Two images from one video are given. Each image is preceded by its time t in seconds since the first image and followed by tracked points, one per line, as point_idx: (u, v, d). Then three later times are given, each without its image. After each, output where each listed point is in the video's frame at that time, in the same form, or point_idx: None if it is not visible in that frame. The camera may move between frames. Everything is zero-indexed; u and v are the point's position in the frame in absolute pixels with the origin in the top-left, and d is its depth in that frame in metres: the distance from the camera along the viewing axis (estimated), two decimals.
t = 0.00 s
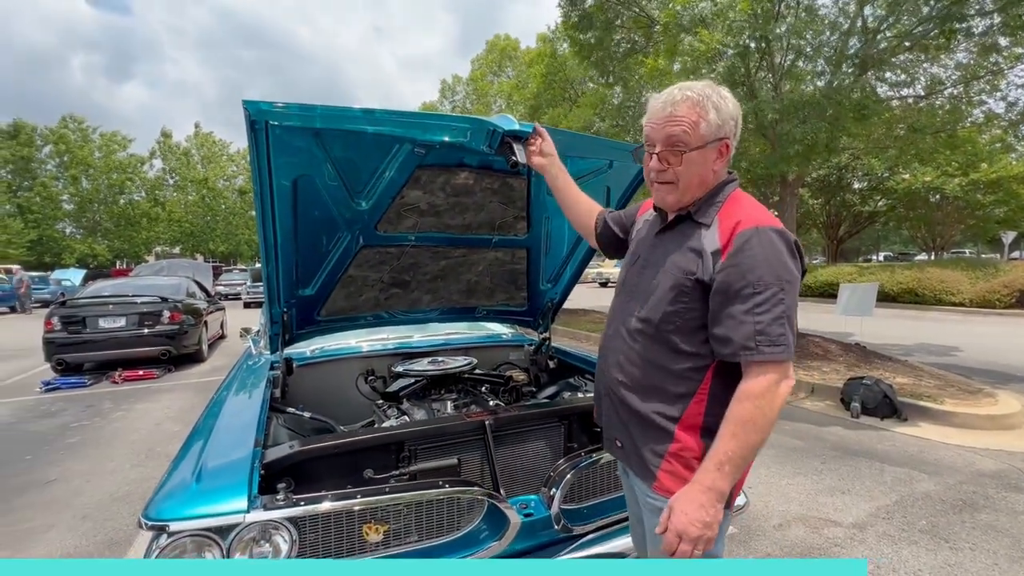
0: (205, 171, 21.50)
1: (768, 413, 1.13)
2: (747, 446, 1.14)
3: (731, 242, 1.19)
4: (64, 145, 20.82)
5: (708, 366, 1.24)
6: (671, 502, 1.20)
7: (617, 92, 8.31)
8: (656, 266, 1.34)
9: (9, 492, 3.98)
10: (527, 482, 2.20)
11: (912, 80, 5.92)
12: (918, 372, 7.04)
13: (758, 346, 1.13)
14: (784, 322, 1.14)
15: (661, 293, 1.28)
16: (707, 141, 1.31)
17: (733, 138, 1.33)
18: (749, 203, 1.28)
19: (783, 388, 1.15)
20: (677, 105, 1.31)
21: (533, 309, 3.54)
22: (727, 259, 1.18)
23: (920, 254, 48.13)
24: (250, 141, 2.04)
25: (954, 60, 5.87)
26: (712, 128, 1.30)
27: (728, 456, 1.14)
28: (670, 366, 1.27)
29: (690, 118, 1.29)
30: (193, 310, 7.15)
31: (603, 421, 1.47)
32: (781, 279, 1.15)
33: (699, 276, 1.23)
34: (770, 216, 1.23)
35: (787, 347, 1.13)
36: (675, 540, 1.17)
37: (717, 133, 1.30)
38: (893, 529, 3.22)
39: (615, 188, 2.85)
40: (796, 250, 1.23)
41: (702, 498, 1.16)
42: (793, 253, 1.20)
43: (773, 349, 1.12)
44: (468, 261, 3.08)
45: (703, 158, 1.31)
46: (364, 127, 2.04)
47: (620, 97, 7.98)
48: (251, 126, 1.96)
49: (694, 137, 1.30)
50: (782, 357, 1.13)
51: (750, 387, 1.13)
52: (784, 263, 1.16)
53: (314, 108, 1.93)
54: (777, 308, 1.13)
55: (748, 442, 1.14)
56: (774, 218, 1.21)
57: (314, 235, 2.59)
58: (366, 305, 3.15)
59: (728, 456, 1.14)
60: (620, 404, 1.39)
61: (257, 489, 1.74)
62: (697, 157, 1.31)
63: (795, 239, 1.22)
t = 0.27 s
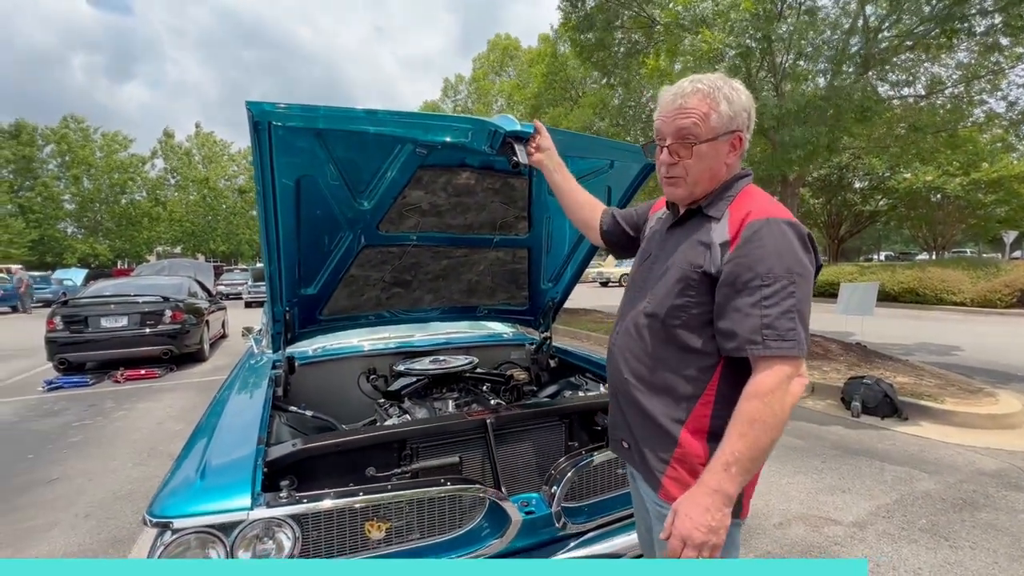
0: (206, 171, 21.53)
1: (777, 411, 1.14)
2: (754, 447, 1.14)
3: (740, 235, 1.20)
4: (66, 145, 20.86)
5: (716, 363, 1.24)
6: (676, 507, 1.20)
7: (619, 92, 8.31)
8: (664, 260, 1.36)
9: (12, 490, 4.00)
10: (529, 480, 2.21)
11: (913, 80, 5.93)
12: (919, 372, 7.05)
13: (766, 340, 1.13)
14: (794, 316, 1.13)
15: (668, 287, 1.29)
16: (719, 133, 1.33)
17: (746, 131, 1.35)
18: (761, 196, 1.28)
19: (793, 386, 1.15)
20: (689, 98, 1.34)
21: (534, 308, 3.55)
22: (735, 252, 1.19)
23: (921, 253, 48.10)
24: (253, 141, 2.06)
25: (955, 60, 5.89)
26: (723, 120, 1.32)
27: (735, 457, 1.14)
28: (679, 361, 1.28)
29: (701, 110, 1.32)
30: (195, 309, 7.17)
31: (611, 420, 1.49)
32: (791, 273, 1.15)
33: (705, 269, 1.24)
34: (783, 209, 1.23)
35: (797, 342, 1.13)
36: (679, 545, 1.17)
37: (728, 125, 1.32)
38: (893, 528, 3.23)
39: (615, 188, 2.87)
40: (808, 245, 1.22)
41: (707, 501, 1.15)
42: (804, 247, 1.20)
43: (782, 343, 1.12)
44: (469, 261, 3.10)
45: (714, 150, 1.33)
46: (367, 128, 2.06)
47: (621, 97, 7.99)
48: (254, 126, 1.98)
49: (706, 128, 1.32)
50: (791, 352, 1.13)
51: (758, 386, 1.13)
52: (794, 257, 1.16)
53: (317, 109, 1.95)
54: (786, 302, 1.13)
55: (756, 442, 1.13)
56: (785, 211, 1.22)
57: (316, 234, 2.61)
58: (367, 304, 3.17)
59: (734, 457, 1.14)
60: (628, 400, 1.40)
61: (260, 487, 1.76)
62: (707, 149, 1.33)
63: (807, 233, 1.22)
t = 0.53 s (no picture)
0: (205, 171, 21.54)
1: (795, 410, 1.12)
2: (764, 446, 1.11)
3: (764, 231, 1.20)
4: (66, 145, 20.88)
5: (739, 364, 1.23)
6: (671, 499, 1.18)
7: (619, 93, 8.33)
8: (681, 259, 1.34)
9: (13, 490, 4.02)
10: (528, 479, 2.22)
11: (913, 80, 5.95)
12: (918, 372, 7.07)
13: (792, 340, 1.12)
14: (820, 315, 1.12)
15: (687, 286, 1.28)
16: (749, 127, 1.33)
17: (770, 128, 1.37)
18: (782, 193, 1.29)
19: (812, 387, 1.13)
20: (724, 85, 1.33)
21: (533, 308, 3.57)
22: (760, 249, 1.18)
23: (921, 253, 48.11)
24: (254, 141, 2.07)
25: (955, 61, 5.90)
26: (753, 113, 1.32)
27: (742, 454, 1.12)
28: (699, 362, 1.26)
29: (736, 101, 1.31)
30: (195, 309, 7.18)
31: (623, 424, 1.46)
32: (817, 272, 1.14)
33: (728, 266, 1.23)
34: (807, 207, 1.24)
35: (822, 342, 1.12)
36: (670, 536, 1.15)
37: (758, 119, 1.33)
38: (891, 527, 3.25)
39: (615, 189, 2.88)
40: (831, 244, 1.22)
41: (708, 496, 1.13)
42: (829, 247, 1.20)
43: (807, 342, 1.11)
44: (469, 261, 3.12)
45: (744, 142, 1.33)
46: (366, 129, 2.07)
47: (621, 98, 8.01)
48: (255, 127, 1.99)
49: (738, 120, 1.32)
50: (815, 352, 1.12)
51: (776, 383, 1.12)
52: (820, 255, 1.16)
53: (317, 110, 1.96)
54: (812, 301, 1.13)
55: (767, 441, 1.11)
56: (809, 208, 1.22)
57: (316, 234, 2.63)
58: (367, 304, 3.19)
59: (742, 453, 1.11)
60: (642, 404, 1.37)
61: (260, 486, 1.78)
62: (737, 141, 1.33)
63: (831, 232, 1.22)
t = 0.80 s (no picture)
0: (206, 170, 21.58)
1: (847, 411, 1.05)
2: (823, 452, 1.04)
3: (794, 224, 1.15)
4: (67, 144, 20.91)
5: (773, 364, 1.18)
6: (734, 522, 1.09)
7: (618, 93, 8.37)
8: (700, 257, 1.28)
9: (14, 488, 4.04)
10: (526, 478, 2.24)
11: (912, 81, 5.96)
12: (916, 372, 7.10)
13: (831, 336, 1.06)
14: (859, 308, 1.07)
15: (714, 286, 1.22)
16: (751, 123, 1.31)
17: (770, 122, 1.35)
18: (797, 186, 1.25)
19: (862, 385, 1.06)
20: (721, 86, 1.30)
21: (533, 309, 3.60)
22: (792, 243, 1.13)
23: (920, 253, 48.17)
24: (254, 142, 2.09)
25: (954, 62, 5.92)
26: (755, 108, 1.30)
27: (802, 464, 1.04)
28: (727, 365, 1.20)
29: (736, 100, 1.29)
30: (195, 308, 7.19)
31: (644, 436, 1.38)
32: (852, 263, 1.09)
33: (758, 262, 1.18)
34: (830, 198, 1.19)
35: (865, 336, 1.07)
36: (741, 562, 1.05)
37: (760, 114, 1.31)
38: (888, 526, 3.27)
39: (613, 189, 2.90)
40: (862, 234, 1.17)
41: (774, 515, 1.05)
42: (861, 236, 1.15)
43: (849, 338, 1.05)
44: (468, 261, 3.14)
45: (749, 140, 1.30)
46: (366, 130, 2.09)
47: (620, 97, 8.04)
48: (255, 128, 2.01)
49: (741, 119, 1.29)
50: (858, 347, 1.06)
51: (826, 385, 1.05)
52: (855, 245, 1.10)
53: (317, 112, 1.98)
54: (849, 294, 1.07)
55: (826, 447, 1.04)
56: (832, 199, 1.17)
57: (316, 234, 2.64)
58: (367, 304, 3.21)
59: (801, 464, 1.04)
60: (666, 413, 1.30)
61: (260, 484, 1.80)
62: (743, 139, 1.30)
63: (860, 221, 1.17)
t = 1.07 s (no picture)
0: (205, 169, 21.59)
1: (890, 416, 1.02)
2: (873, 462, 1.01)
3: (817, 226, 1.13)
4: (67, 143, 20.92)
5: (795, 368, 1.15)
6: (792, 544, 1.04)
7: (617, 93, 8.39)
8: (717, 258, 1.27)
9: (13, 487, 4.04)
10: (525, 477, 2.24)
11: (911, 82, 5.98)
12: (914, 372, 7.12)
13: (861, 340, 1.03)
14: (887, 310, 1.04)
15: (733, 290, 1.21)
16: (767, 121, 1.29)
17: (785, 119, 1.33)
18: (811, 186, 1.23)
19: (899, 386, 1.02)
20: (740, 80, 1.28)
21: (532, 309, 3.63)
22: (815, 245, 1.11)
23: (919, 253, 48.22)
24: (254, 142, 2.10)
25: (953, 63, 5.92)
26: (772, 105, 1.29)
27: (854, 478, 1.00)
28: (747, 370, 1.19)
29: (753, 95, 1.27)
30: (194, 308, 7.20)
31: (659, 443, 1.36)
32: (876, 264, 1.06)
33: (779, 264, 1.16)
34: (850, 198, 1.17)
35: (894, 338, 1.03)
36: None
37: (777, 111, 1.30)
38: (885, 526, 3.29)
39: (613, 189, 2.92)
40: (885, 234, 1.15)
41: (835, 534, 1.00)
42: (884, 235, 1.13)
43: (879, 342, 1.02)
44: (467, 261, 3.15)
45: (764, 137, 1.28)
46: (367, 130, 2.10)
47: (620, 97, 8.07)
48: (256, 129, 2.02)
49: (757, 115, 1.28)
50: (890, 350, 1.03)
51: (866, 393, 1.02)
52: (880, 244, 1.08)
53: (317, 112, 1.99)
54: (875, 296, 1.05)
55: (876, 456, 1.00)
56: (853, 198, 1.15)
57: (316, 233, 2.65)
58: (366, 304, 3.23)
59: (853, 477, 1.00)
60: (683, 419, 1.29)
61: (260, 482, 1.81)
62: (759, 136, 1.29)
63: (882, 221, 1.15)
